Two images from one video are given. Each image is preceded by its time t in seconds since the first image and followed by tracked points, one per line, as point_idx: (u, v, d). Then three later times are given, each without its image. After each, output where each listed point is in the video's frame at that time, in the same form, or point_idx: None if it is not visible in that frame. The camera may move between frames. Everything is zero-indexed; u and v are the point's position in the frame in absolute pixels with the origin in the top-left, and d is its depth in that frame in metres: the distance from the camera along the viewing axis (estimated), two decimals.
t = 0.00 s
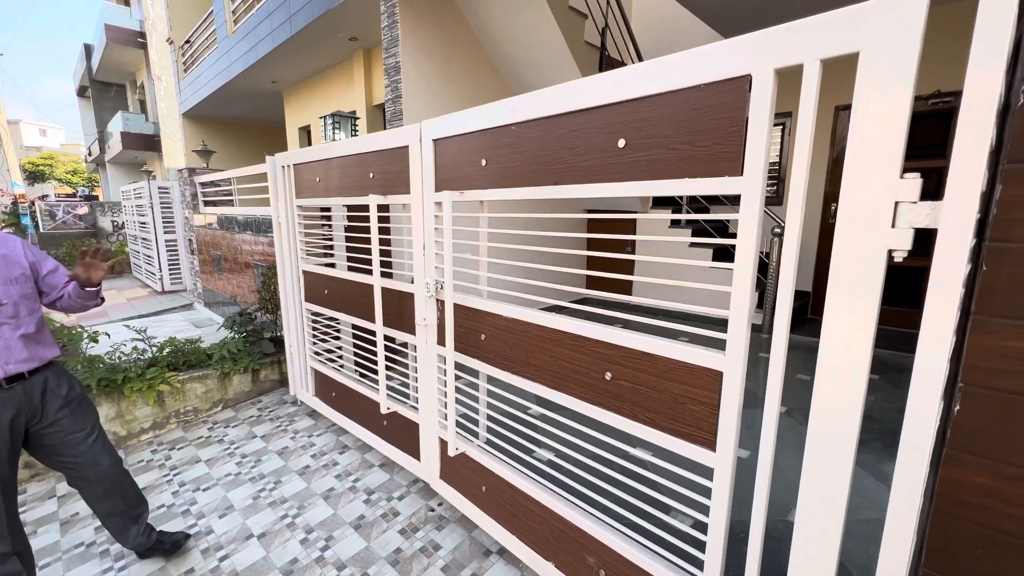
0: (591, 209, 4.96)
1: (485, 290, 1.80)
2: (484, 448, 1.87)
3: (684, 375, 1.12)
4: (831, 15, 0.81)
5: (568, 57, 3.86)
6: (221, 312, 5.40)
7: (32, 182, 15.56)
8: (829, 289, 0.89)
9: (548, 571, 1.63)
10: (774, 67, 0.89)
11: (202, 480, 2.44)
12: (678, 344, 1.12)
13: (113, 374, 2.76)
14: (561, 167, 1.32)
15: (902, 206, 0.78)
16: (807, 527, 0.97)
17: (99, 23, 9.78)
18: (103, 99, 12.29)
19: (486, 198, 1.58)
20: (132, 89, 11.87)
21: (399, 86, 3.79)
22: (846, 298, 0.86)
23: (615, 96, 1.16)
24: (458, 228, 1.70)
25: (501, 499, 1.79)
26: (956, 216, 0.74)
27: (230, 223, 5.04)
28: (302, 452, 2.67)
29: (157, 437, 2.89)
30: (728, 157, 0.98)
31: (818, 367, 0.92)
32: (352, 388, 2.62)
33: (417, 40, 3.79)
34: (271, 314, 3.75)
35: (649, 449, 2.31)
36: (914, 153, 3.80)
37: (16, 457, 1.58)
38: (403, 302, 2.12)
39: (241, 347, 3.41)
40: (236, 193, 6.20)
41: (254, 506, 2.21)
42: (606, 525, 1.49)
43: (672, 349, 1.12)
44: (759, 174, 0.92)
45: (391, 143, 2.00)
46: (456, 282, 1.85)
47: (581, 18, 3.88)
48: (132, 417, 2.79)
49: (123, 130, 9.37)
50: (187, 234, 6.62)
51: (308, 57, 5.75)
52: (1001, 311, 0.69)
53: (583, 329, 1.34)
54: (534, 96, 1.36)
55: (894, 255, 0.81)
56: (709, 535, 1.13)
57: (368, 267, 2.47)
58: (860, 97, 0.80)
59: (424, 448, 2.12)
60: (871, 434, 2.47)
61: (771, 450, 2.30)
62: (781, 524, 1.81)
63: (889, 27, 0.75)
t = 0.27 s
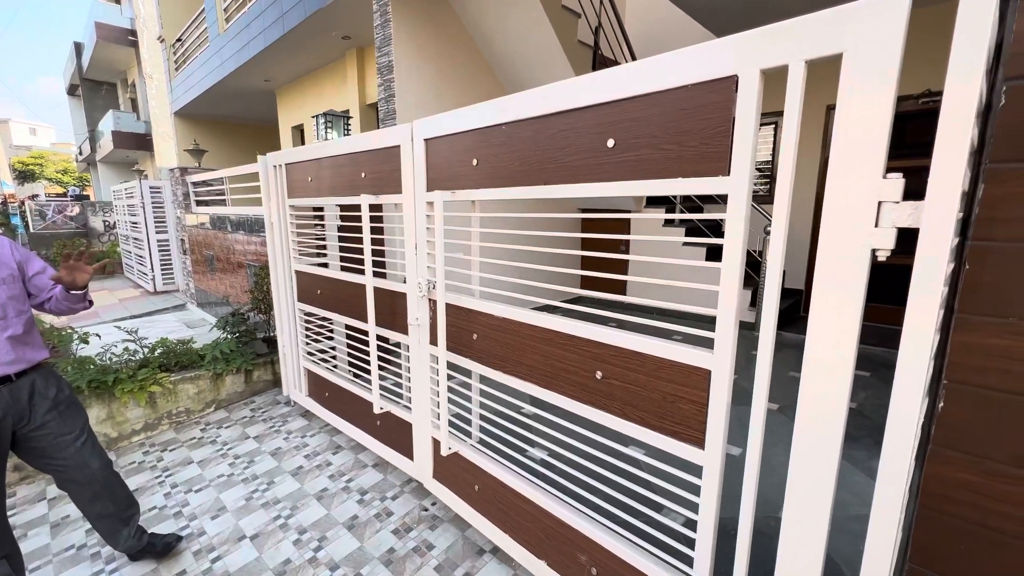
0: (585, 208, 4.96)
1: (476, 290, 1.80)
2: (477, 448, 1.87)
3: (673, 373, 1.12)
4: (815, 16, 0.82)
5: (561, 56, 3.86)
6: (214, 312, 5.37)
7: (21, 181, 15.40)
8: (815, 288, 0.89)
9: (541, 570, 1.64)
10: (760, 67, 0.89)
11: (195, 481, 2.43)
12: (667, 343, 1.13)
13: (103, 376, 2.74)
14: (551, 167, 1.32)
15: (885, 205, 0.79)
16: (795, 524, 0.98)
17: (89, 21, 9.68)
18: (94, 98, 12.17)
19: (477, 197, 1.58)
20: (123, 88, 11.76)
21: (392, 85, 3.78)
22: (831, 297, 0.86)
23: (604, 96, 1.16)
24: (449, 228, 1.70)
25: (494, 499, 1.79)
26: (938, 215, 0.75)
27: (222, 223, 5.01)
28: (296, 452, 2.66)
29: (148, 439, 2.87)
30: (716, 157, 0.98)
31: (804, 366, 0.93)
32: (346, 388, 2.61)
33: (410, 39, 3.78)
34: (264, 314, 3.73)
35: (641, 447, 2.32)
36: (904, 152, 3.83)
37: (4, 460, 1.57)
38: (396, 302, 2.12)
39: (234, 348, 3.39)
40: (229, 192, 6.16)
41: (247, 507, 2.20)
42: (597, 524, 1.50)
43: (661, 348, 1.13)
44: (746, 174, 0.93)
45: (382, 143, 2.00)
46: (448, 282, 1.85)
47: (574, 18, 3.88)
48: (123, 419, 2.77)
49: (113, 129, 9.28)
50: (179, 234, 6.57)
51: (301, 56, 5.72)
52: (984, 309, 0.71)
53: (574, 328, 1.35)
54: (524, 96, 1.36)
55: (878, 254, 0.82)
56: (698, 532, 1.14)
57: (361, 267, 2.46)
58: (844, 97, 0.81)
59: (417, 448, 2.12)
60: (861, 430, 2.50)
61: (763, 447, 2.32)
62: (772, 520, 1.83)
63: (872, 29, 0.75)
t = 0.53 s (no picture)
0: (582, 206, 4.96)
1: (472, 287, 1.80)
2: (472, 445, 1.87)
3: (666, 370, 1.13)
4: (804, 13, 0.82)
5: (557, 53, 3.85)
6: (209, 311, 5.35)
7: (14, 179, 15.29)
8: (806, 285, 0.90)
9: (536, 566, 1.65)
10: (751, 65, 0.90)
11: (190, 480, 2.43)
12: (660, 340, 1.14)
13: (98, 375, 2.73)
14: (545, 165, 1.32)
15: (875, 202, 0.79)
16: (786, 519, 0.99)
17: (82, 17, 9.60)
18: (87, 95, 12.09)
19: (471, 195, 1.58)
20: (117, 85, 11.68)
21: (388, 82, 3.76)
22: (821, 294, 0.87)
23: (597, 93, 1.16)
24: (444, 225, 1.70)
25: (488, 495, 1.80)
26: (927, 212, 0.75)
27: (218, 221, 4.99)
28: (292, 451, 2.66)
29: (143, 437, 2.86)
30: (708, 154, 0.98)
31: (796, 363, 0.93)
32: (342, 386, 2.61)
33: (405, 35, 3.76)
34: (259, 312, 3.73)
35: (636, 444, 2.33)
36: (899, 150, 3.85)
37: None
38: (391, 299, 2.12)
39: (230, 346, 3.38)
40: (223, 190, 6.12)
41: (243, 505, 2.20)
42: (592, 520, 1.50)
43: (653, 345, 1.13)
44: (736, 172, 0.93)
45: (376, 140, 1.99)
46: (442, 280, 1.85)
47: (570, 14, 3.87)
48: (117, 418, 2.76)
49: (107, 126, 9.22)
50: (174, 232, 6.54)
51: (296, 53, 5.69)
52: (973, 306, 0.71)
53: (568, 325, 1.35)
54: (518, 94, 1.36)
55: (869, 251, 0.83)
56: (690, 528, 1.14)
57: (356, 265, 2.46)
58: (834, 95, 0.81)
59: (413, 446, 2.13)
60: (855, 426, 2.51)
61: (757, 443, 2.34)
62: (766, 515, 1.84)
63: (861, 27, 0.76)
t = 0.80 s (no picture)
0: (580, 202, 4.96)
1: (468, 284, 1.80)
2: (470, 441, 1.88)
3: (661, 366, 1.13)
4: (800, 8, 0.81)
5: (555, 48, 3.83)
6: (207, 307, 5.35)
7: (11, 175, 15.23)
8: (801, 281, 0.90)
9: (533, 562, 1.65)
10: (746, 60, 0.89)
11: (188, 476, 2.43)
12: (655, 336, 1.14)
13: (96, 371, 2.72)
14: (541, 160, 1.32)
15: (870, 198, 0.79)
16: (781, 514, 0.99)
17: (78, 12, 9.53)
18: (84, 91, 12.03)
19: (468, 191, 1.57)
20: (113, 80, 11.61)
21: (385, 77, 3.74)
22: (816, 290, 0.87)
23: (593, 88, 1.16)
24: (441, 221, 1.69)
25: (486, 491, 1.80)
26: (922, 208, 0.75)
27: (215, 217, 4.98)
28: (290, 447, 2.66)
29: (142, 434, 2.87)
30: (704, 150, 0.98)
31: (792, 358, 0.93)
32: (340, 383, 2.61)
33: (402, 30, 3.73)
34: (257, 309, 3.72)
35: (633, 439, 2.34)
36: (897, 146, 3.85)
37: None
38: (388, 295, 2.11)
39: (227, 343, 3.38)
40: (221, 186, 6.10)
41: (241, 501, 2.20)
42: (588, 515, 1.51)
43: (649, 341, 1.14)
44: (732, 167, 0.93)
45: (373, 136, 1.99)
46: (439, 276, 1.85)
47: (568, 9, 3.85)
48: (116, 414, 2.76)
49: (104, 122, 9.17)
50: (172, 228, 6.52)
51: (293, 47, 5.66)
52: (968, 302, 0.71)
53: (564, 321, 1.35)
54: (513, 90, 1.36)
55: (864, 247, 0.82)
56: (686, 523, 1.15)
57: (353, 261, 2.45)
58: (830, 90, 0.81)
59: (411, 442, 2.13)
60: (851, 421, 2.52)
61: (754, 438, 2.35)
62: (762, 510, 1.85)
63: (858, 22, 0.75)
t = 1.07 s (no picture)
0: (582, 197, 4.94)
1: (469, 278, 1.80)
2: (470, 435, 1.88)
3: (662, 360, 1.13)
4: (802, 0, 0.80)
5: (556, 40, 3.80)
6: (209, 302, 5.36)
7: (13, 169, 15.22)
8: (802, 276, 0.89)
9: (533, 555, 1.66)
10: (748, 53, 0.88)
11: (191, 469, 2.45)
12: (656, 331, 1.13)
13: (98, 365, 2.73)
14: (541, 154, 1.31)
15: (873, 191, 0.78)
16: (781, 509, 0.99)
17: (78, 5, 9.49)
18: (84, 85, 12.00)
19: (468, 185, 1.56)
20: (114, 74, 11.57)
21: (385, 71, 3.72)
22: (818, 285, 0.86)
23: (593, 82, 1.15)
24: (441, 215, 1.69)
25: (486, 485, 1.81)
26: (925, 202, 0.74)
27: (216, 212, 4.98)
28: (292, 441, 2.67)
29: (144, 427, 2.88)
30: (705, 143, 0.97)
31: (792, 353, 0.93)
32: (341, 377, 2.62)
33: (402, 23, 3.71)
34: (259, 304, 3.73)
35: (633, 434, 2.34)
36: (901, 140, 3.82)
37: None
38: (389, 290, 2.11)
39: (229, 337, 3.39)
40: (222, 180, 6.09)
41: (243, 495, 2.22)
42: (588, 509, 1.51)
43: (649, 336, 1.13)
44: (734, 162, 0.92)
45: (373, 130, 1.98)
46: (439, 271, 1.84)
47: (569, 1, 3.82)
48: (118, 408, 2.77)
49: (105, 116, 9.16)
50: (173, 223, 6.52)
51: (293, 41, 5.63)
52: (972, 297, 0.71)
53: (564, 316, 1.35)
54: (513, 83, 1.35)
55: (866, 242, 0.82)
56: (685, 518, 1.15)
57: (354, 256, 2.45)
58: (833, 83, 0.80)
59: (412, 436, 2.14)
60: (852, 416, 2.52)
61: (754, 433, 2.35)
62: (762, 504, 1.86)
63: (861, 13, 0.74)
